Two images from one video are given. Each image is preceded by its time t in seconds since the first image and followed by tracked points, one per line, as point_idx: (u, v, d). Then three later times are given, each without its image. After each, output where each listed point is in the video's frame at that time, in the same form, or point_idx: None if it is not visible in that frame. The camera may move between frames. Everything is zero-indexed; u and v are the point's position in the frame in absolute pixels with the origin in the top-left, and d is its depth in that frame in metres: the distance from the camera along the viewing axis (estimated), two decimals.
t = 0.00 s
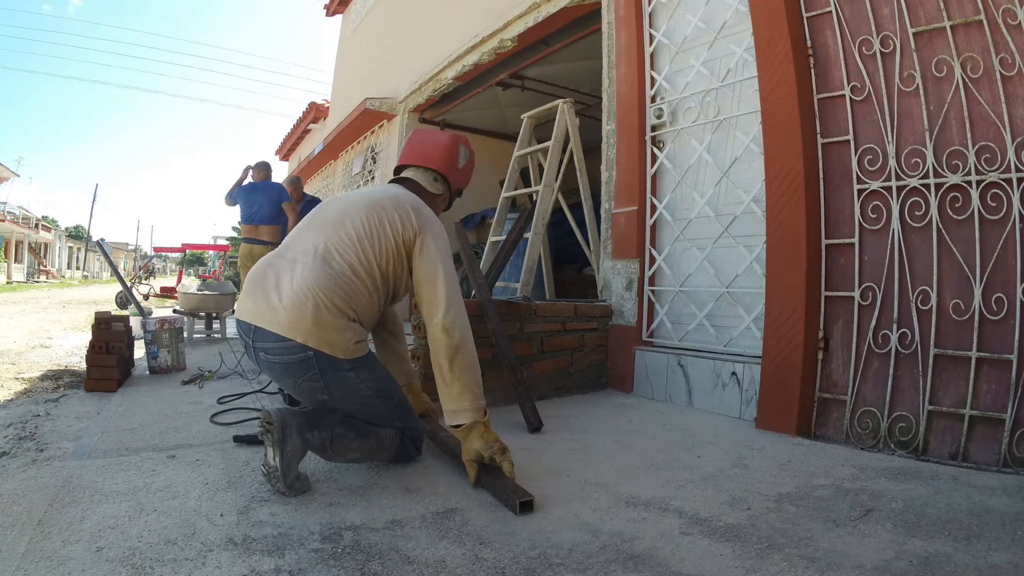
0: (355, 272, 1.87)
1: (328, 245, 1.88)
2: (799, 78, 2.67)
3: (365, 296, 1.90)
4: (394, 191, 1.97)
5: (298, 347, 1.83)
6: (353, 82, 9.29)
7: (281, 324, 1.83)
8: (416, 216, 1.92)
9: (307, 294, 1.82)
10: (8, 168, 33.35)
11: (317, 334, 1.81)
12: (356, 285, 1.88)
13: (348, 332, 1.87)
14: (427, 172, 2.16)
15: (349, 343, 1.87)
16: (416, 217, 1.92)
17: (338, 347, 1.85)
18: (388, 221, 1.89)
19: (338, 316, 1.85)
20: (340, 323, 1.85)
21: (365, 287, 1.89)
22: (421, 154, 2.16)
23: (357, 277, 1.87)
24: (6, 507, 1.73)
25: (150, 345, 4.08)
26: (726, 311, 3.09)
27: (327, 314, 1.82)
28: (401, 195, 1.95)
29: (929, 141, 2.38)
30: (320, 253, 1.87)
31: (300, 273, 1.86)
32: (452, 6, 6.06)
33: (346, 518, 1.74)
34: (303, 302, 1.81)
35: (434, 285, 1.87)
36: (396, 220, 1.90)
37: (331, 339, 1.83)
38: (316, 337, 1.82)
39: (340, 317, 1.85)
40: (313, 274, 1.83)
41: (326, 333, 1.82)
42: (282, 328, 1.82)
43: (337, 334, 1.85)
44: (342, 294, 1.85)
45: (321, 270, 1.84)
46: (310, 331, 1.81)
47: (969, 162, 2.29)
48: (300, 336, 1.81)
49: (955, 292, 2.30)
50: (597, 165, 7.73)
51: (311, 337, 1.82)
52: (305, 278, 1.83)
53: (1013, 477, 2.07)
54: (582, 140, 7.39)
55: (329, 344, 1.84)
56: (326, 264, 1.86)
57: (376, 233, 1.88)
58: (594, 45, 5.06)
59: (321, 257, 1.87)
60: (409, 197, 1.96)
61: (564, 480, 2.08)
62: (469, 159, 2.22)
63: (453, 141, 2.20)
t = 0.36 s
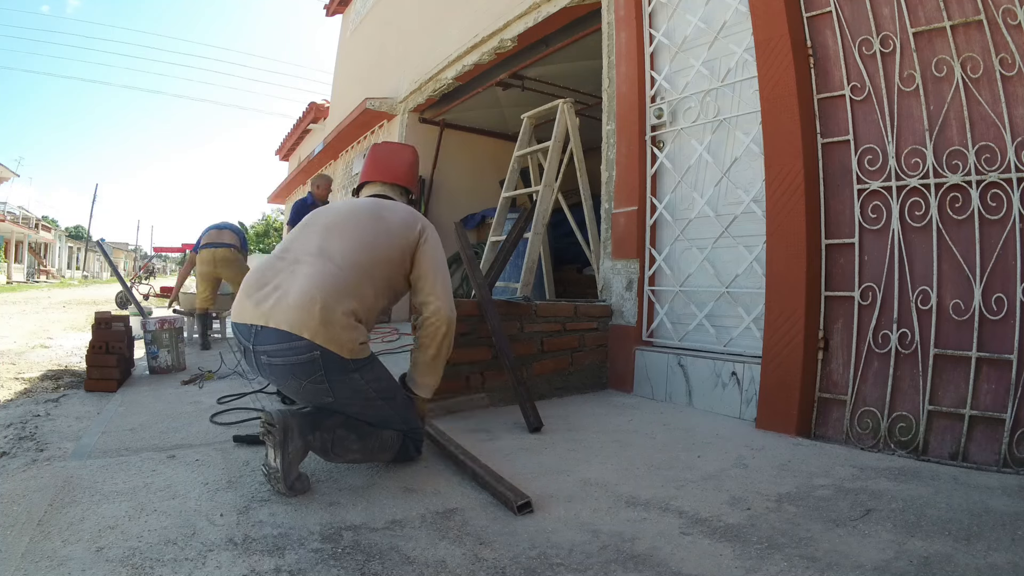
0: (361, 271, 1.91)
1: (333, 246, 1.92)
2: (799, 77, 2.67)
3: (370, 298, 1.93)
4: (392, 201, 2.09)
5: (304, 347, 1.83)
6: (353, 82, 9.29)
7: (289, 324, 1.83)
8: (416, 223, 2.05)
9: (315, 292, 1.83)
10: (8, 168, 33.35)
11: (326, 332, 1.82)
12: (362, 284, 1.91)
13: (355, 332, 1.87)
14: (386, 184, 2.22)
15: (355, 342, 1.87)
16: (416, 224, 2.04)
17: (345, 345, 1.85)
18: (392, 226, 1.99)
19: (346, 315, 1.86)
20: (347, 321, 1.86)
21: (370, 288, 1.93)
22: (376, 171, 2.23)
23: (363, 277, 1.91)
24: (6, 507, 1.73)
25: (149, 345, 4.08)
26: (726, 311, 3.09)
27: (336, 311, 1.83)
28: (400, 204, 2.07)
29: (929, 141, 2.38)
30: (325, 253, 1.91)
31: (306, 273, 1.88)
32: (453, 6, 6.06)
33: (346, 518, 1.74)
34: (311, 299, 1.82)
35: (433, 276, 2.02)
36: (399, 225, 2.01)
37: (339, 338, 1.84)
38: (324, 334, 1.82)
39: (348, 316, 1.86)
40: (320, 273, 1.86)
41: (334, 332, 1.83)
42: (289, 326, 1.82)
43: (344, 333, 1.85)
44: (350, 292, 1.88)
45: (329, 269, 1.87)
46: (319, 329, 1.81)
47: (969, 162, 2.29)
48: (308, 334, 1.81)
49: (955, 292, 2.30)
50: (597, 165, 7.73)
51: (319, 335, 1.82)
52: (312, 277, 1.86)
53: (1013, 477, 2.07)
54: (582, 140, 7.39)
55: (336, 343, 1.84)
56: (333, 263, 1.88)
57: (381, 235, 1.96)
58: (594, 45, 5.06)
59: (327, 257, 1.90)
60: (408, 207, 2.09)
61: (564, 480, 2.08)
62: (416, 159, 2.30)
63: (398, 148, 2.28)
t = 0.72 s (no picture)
0: (358, 270, 1.90)
1: (330, 246, 1.92)
2: (799, 78, 2.67)
3: (368, 297, 1.93)
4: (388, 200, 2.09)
5: (300, 347, 1.83)
6: (353, 82, 9.30)
7: (286, 323, 1.82)
8: (412, 223, 2.05)
9: (312, 292, 1.83)
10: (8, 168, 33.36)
11: (323, 331, 1.82)
12: (359, 283, 1.90)
13: (352, 331, 1.87)
14: (383, 184, 2.22)
15: (352, 342, 1.87)
16: (413, 224, 2.05)
17: (342, 344, 1.85)
18: (388, 225, 1.99)
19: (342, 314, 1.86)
20: (343, 321, 1.85)
21: (367, 288, 1.93)
22: (373, 174, 2.23)
23: (359, 276, 1.90)
24: (6, 507, 1.73)
25: (150, 345, 4.08)
26: (726, 311, 3.09)
27: (333, 310, 1.83)
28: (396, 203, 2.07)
29: (929, 141, 2.38)
30: (322, 253, 1.91)
31: (303, 273, 1.88)
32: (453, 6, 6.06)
33: (346, 517, 1.74)
34: (308, 299, 1.82)
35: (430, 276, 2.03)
36: (395, 224, 2.01)
37: (335, 337, 1.83)
38: (321, 333, 1.82)
39: (345, 316, 1.86)
40: (317, 273, 1.87)
41: (332, 331, 1.83)
42: (286, 325, 1.82)
43: (341, 331, 1.84)
44: (347, 291, 1.87)
45: (326, 268, 1.87)
46: (316, 328, 1.81)
47: (969, 162, 2.29)
48: (305, 334, 1.81)
49: (956, 292, 2.30)
50: (597, 165, 7.73)
51: (316, 334, 1.81)
52: (309, 277, 1.86)
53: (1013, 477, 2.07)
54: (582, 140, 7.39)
55: (333, 342, 1.84)
56: (329, 263, 1.89)
57: (378, 235, 1.97)
58: (594, 45, 5.06)
59: (324, 256, 1.90)
60: (404, 206, 2.09)
61: (564, 480, 2.08)
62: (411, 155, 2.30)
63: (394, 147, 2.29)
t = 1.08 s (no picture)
0: (356, 270, 1.91)
1: (328, 246, 1.92)
2: (799, 78, 2.67)
3: (367, 297, 1.93)
4: (387, 201, 2.10)
5: (299, 348, 1.82)
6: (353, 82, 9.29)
7: (284, 324, 1.82)
8: (411, 223, 2.05)
9: (311, 292, 1.83)
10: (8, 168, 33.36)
11: (322, 331, 1.81)
12: (358, 283, 1.90)
13: (350, 332, 1.87)
14: (383, 185, 2.22)
15: (351, 342, 1.87)
16: (411, 223, 2.05)
17: (341, 344, 1.85)
18: (387, 225, 2.00)
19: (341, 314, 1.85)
20: (342, 321, 1.85)
21: (365, 288, 1.93)
22: (373, 174, 2.23)
23: (358, 276, 1.91)
24: (6, 507, 1.73)
25: (150, 345, 4.08)
26: (726, 311, 3.09)
27: (332, 310, 1.83)
28: (395, 203, 2.08)
29: (929, 141, 2.38)
30: (320, 253, 1.91)
31: (302, 274, 1.88)
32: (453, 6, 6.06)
33: (346, 517, 1.74)
34: (307, 299, 1.82)
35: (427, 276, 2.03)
36: (394, 224, 2.01)
37: (334, 337, 1.83)
38: (320, 333, 1.82)
39: (344, 316, 1.86)
40: (315, 273, 1.87)
41: (331, 331, 1.83)
42: (285, 325, 1.82)
43: (340, 331, 1.84)
44: (346, 292, 1.87)
45: (324, 268, 1.87)
46: (315, 328, 1.81)
47: (969, 162, 2.28)
48: (303, 334, 1.81)
49: (956, 292, 2.30)
50: (597, 165, 7.73)
51: (315, 334, 1.81)
52: (308, 278, 1.86)
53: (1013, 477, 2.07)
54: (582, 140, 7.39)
55: (332, 342, 1.83)
56: (328, 264, 1.89)
57: (376, 235, 1.97)
58: (594, 45, 5.06)
59: (322, 257, 1.90)
60: (403, 206, 2.10)
61: (564, 479, 2.08)
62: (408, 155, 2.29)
63: (390, 148, 2.28)
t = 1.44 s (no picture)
0: (361, 270, 1.90)
1: (335, 244, 1.92)
2: (799, 78, 2.67)
3: (372, 295, 1.93)
4: (394, 195, 2.07)
5: (301, 346, 1.84)
6: (353, 82, 9.29)
7: (288, 322, 1.84)
8: (420, 221, 2.03)
9: (315, 292, 1.83)
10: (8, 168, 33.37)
11: (324, 331, 1.83)
12: (363, 283, 1.90)
13: (354, 332, 1.88)
14: (401, 170, 2.27)
15: (354, 342, 1.89)
16: (418, 219, 2.03)
17: (344, 344, 1.87)
18: (393, 222, 1.97)
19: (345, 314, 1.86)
20: (346, 322, 1.86)
21: (370, 288, 1.93)
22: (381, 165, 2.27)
23: (363, 276, 1.90)
24: (6, 507, 1.73)
25: (150, 345, 4.08)
26: (726, 311, 3.09)
27: (335, 311, 1.84)
28: (402, 198, 2.05)
29: (929, 141, 2.38)
30: (326, 251, 1.91)
31: (306, 272, 1.88)
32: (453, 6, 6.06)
33: (346, 517, 1.74)
34: (310, 299, 1.82)
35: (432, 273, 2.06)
36: (401, 221, 1.99)
37: (337, 337, 1.85)
38: (322, 333, 1.83)
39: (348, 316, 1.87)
40: (318, 272, 1.87)
41: (334, 332, 1.84)
42: (289, 324, 1.84)
43: (343, 332, 1.86)
44: (351, 292, 1.88)
45: (329, 268, 1.87)
46: (318, 329, 1.82)
47: (969, 162, 2.29)
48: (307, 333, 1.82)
49: (956, 292, 2.30)
50: (597, 165, 7.73)
51: (318, 334, 1.83)
52: (312, 276, 1.86)
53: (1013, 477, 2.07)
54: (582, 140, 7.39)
55: (334, 342, 1.85)
56: (333, 263, 1.88)
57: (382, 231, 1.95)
58: (594, 45, 5.07)
59: (328, 255, 1.90)
60: (410, 200, 2.06)
61: (564, 479, 2.08)
62: (422, 136, 2.32)
63: (406, 129, 2.30)
